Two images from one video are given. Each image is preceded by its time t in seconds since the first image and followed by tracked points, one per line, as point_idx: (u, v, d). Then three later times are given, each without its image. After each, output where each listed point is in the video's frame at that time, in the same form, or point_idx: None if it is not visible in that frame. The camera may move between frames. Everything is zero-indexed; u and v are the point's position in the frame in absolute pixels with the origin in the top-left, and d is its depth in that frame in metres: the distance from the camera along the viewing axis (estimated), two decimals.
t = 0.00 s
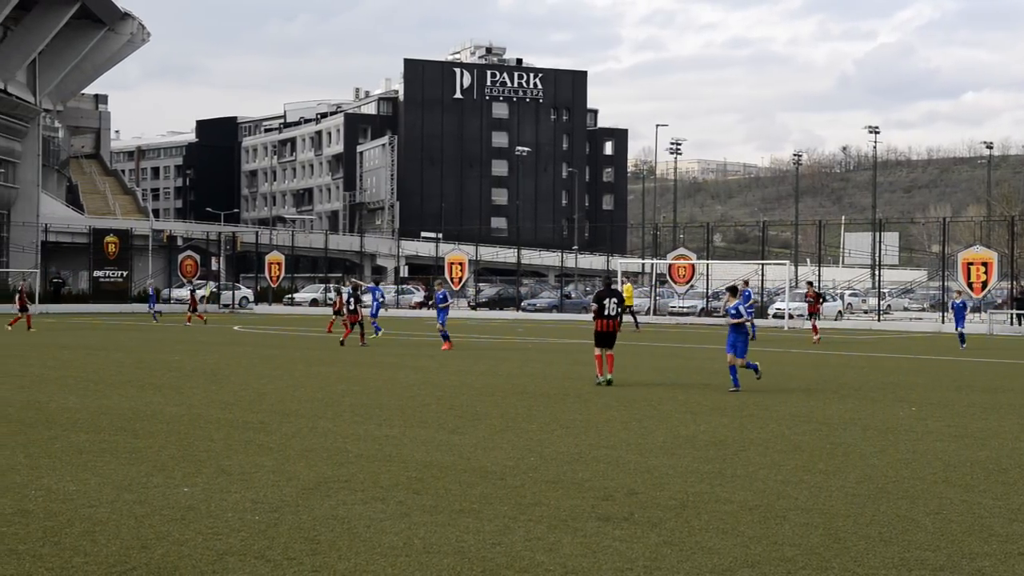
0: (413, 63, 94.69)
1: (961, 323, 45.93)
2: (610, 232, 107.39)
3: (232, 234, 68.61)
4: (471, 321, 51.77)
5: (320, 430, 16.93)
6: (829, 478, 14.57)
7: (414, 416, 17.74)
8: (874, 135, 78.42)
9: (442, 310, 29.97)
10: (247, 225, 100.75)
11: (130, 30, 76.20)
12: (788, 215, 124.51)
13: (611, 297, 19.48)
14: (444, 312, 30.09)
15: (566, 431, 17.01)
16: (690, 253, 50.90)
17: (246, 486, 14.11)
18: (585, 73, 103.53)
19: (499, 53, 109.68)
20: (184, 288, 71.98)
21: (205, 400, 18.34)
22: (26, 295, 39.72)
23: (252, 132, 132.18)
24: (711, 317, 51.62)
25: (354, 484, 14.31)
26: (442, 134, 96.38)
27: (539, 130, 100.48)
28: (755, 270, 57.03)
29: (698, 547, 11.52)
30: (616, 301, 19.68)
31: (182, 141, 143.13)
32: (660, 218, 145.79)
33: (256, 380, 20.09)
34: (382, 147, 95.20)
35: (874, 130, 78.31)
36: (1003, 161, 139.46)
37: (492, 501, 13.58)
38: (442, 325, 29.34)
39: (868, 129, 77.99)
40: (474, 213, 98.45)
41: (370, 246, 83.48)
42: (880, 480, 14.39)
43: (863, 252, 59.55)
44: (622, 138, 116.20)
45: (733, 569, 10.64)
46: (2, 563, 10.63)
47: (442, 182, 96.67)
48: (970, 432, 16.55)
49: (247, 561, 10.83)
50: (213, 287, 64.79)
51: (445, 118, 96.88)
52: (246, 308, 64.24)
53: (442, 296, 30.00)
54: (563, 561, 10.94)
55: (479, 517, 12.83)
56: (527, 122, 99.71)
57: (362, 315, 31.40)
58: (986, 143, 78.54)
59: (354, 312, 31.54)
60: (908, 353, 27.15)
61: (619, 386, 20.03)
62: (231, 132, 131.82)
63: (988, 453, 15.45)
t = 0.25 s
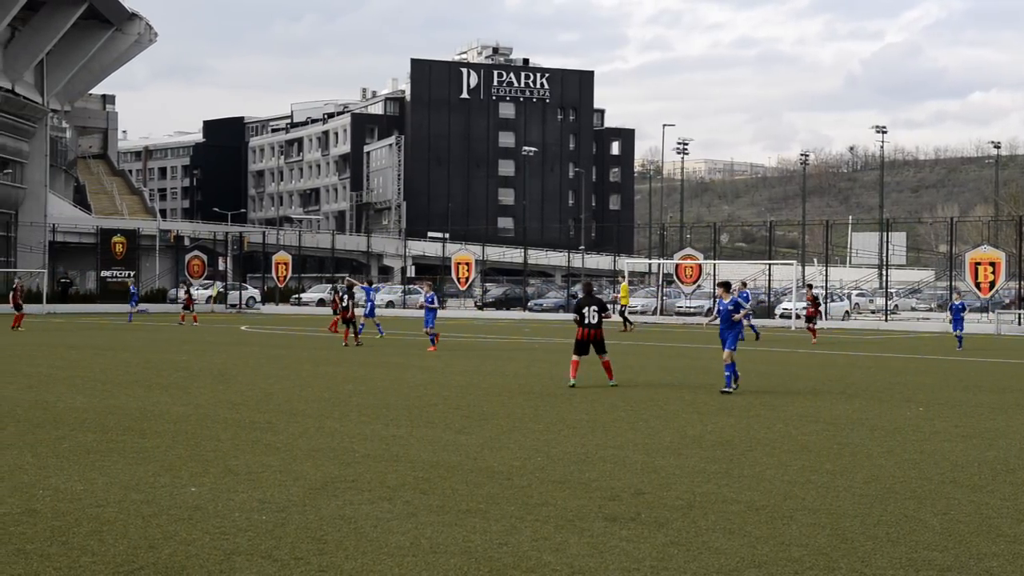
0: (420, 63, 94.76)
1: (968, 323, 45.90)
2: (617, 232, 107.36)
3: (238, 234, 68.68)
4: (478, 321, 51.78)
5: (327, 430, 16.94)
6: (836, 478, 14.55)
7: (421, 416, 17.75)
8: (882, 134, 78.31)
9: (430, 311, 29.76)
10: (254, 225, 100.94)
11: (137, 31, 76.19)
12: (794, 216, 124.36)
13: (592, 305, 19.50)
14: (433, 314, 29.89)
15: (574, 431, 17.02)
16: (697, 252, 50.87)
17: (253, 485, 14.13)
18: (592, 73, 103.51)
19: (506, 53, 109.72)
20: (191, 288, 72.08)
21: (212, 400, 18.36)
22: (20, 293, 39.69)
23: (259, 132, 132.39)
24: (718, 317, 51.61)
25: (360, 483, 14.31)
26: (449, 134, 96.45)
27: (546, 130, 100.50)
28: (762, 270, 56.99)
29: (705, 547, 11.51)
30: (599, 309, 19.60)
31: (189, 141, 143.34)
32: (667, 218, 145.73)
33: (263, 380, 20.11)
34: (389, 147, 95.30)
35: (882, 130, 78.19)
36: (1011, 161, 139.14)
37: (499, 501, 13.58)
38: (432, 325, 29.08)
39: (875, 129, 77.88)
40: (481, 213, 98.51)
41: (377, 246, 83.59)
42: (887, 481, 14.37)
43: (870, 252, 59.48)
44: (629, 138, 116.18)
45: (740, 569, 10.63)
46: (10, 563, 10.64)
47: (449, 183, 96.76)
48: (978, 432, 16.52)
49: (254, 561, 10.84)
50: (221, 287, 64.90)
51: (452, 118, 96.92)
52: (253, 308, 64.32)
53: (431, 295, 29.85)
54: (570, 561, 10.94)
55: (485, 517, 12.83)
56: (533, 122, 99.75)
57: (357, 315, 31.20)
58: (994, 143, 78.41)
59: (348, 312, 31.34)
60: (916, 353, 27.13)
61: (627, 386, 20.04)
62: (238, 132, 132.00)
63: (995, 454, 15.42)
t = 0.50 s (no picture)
0: (427, 64, 94.85)
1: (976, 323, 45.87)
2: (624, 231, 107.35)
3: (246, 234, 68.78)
4: (486, 321, 51.77)
5: (334, 429, 16.95)
6: (843, 478, 14.54)
7: (427, 416, 17.75)
8: (889, 134, 78.19)
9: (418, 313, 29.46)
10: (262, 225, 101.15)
11: (145, 31, 76.35)
12: (802, 216, 124.16)
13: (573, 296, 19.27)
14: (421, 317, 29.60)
15: (578, 431, 17.03)
16: (704, 252, 50.82)
17: (261, 485, 14.14)
18: (599, 73, 103.53)
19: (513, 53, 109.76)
20: (199, 288, 72.16)
21: (220, 400, 18.37)
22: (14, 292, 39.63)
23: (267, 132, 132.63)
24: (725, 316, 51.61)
25: (367, 483, 14.32)
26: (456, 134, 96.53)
27: (553, 130, 100.55)
28: (770, 271, 56.94)
29: (713, 547, 11.50)
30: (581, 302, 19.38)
31: (197, 141, 143.58)
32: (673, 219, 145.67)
33: (270, 380, 20.14)
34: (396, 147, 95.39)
35: (889, 129, 78.06)
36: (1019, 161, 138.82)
37: (507, 500, 13.58)
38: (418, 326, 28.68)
39: (883, 128, 77.76)
40: (488, 213, 98.57)
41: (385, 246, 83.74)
42: (894, 481, 14.36)
43: (878, 252, 59.42)
44: (636, 138, 116.12)
45: (749, 569, 10.61)
46: (18, 562, 10.65)
47: (456, 183, 96.85)
48: (986, 432, 16.49)
49: (262, 560, 10.85)
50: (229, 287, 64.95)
51: (459, 118, 96.95)
52: (261, 308, 64.42)
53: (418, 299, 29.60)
54: (577, 561, 10.93)
55: (493, 517, 12.84)
56: (541, 122, 99.73)
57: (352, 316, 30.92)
58: (1001, 142, 78.21)
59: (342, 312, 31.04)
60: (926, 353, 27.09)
61: (633, 386, 20.02)
62: (246, 133, 132.22)
63: (1003, 454, 15.38)
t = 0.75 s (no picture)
0: (439, 63, 94.92)
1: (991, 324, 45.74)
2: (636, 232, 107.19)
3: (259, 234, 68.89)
4: (500, 321, 51.76)
5: (347, 429, 16.96)
6: (858, 478, 14.50)
7: (440, 416, 17.74)
8: (903, 133, 77.90)
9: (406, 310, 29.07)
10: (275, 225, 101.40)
11: (159, 32, 76.31)
12: (815, 215, 123.85)
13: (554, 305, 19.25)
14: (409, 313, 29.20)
15: (590, 431, 17.00)
16: (717, 252, 50.75)
17: (275, 484, 14.16)
18: (611, 73, 103.43)
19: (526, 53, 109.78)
20: (212, 288, 72.34)
21: (233, 400, 18.41)
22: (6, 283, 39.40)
23: (280, 131, 132.92)
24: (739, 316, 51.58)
25: (380, 483, 14.34)
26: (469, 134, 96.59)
27: (565, 130, 100.51)
28: (783, 271, 56.84)
29: (726, 548, 11.48)
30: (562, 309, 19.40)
31: (210, 141, 143.95)
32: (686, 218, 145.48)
33: (284, 380, 20.18)
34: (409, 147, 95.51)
35: (903, 128, 77.76)
36: None
37: (520, 500, 13.58)
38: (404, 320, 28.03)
39: (896, 128, 77.50)
40: (501, 213, 98.58)
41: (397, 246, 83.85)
42: (909, 481, 14.31)
43: (892, 252, 59.25)
44: (649, 138, 116.03)
45: (763, 570, 10.58)
46: (33, 561, 10.69)
47: (469, 183, 96.89)
48: (1002, 433, 16.42)
49: (276, 560, 10.87)
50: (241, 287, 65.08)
51: (471, 118, 96.96)
52: (274, 309, 64.54)
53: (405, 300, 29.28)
54: (591, 561, 10.93)
55: (506, 517, 12.83)
56: (552, 122, 99.71)
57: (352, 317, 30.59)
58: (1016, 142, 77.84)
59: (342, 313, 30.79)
60: (944, 353, 26.99)
61: (647, 386, 19.99)
62: (258, 133, 132.50)
63: (1020, 455, 15.30)
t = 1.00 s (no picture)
0: (450, 64, 94.96)
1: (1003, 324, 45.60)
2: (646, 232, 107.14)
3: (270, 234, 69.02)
4: (510, 321, 51.73)
5: (357, 429, 16.98)
6: (869, 479, 14.47)
7: (450, 416, 17.75)
8: (914, 133, 77.66)
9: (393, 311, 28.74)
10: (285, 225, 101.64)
11: (170, 32, 76.50)
12: (826, 215, 123.62)
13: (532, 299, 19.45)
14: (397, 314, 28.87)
15: (600, 431, 16.98)
16: (728, 252, 50.64)
17: (286, 484, 14.18)
18: (622, 73, 103.38)
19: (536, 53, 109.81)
20: (223, 289, 72.48)
21: (243, 400, 18.43)
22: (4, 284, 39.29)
23: (291, 132, 133.24)
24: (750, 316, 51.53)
25: (390, 483, 14.35)
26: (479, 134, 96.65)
27: (576, 130, 100.52)
28: (794, 270, 56.74)
29: (737, 548, 11.46)
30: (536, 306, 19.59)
31: (221, 141, 144.29)
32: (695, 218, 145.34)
33: (293, 380, 20.20)
34: (419, 147, 95.62)
35: (914, 128, 77.52)
36: None
37: (530, 500, 13.58)
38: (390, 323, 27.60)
39: (908, 127, 77.26)
40: (511, 213, 98.62)
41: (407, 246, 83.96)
42: (920, 482, 14.27)
43: (903, 252, 59.10)
44: (659, 138, 115.95)
45: (774, 570, 10.56)
46: (45, 561, 10.71)
47: (479, 183, 96.96)
48: (1014, 434, 16.37)
49: (287, 560, 10.88)
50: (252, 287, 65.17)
51: (481, 118, 96.97)
52: (284, 309, 64.64)
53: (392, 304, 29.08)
54: (601, 561, 10.92)
55: (516, 517, 12.82)
56: (563, 122, 99.76)
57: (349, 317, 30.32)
58: None
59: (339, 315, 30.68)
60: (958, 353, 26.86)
61: (658, 386, 19.97)
62: (269, 133, 132.83)
63: None
